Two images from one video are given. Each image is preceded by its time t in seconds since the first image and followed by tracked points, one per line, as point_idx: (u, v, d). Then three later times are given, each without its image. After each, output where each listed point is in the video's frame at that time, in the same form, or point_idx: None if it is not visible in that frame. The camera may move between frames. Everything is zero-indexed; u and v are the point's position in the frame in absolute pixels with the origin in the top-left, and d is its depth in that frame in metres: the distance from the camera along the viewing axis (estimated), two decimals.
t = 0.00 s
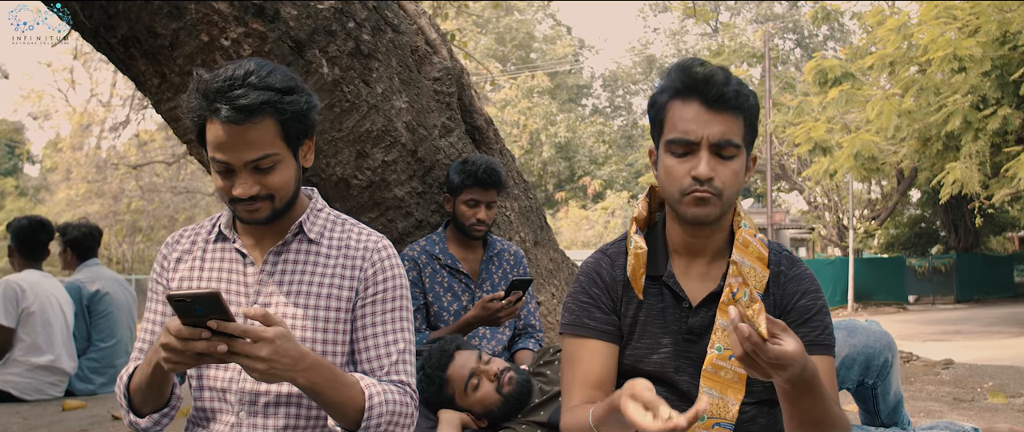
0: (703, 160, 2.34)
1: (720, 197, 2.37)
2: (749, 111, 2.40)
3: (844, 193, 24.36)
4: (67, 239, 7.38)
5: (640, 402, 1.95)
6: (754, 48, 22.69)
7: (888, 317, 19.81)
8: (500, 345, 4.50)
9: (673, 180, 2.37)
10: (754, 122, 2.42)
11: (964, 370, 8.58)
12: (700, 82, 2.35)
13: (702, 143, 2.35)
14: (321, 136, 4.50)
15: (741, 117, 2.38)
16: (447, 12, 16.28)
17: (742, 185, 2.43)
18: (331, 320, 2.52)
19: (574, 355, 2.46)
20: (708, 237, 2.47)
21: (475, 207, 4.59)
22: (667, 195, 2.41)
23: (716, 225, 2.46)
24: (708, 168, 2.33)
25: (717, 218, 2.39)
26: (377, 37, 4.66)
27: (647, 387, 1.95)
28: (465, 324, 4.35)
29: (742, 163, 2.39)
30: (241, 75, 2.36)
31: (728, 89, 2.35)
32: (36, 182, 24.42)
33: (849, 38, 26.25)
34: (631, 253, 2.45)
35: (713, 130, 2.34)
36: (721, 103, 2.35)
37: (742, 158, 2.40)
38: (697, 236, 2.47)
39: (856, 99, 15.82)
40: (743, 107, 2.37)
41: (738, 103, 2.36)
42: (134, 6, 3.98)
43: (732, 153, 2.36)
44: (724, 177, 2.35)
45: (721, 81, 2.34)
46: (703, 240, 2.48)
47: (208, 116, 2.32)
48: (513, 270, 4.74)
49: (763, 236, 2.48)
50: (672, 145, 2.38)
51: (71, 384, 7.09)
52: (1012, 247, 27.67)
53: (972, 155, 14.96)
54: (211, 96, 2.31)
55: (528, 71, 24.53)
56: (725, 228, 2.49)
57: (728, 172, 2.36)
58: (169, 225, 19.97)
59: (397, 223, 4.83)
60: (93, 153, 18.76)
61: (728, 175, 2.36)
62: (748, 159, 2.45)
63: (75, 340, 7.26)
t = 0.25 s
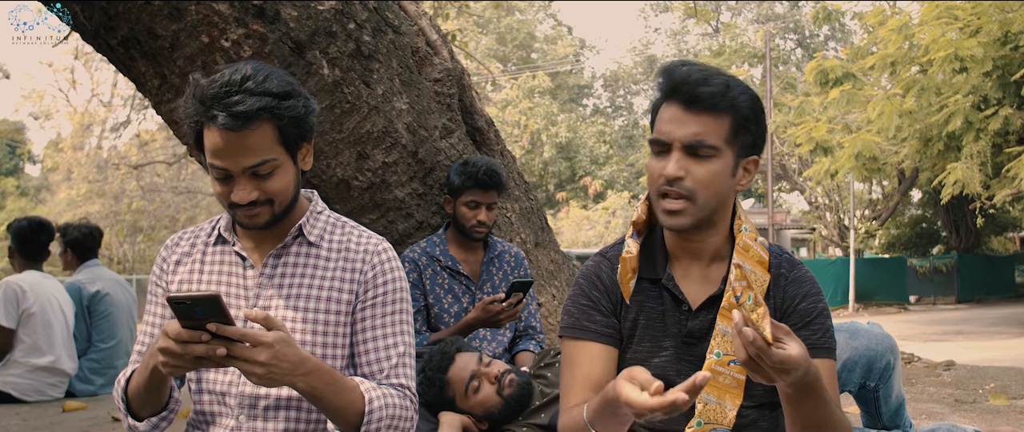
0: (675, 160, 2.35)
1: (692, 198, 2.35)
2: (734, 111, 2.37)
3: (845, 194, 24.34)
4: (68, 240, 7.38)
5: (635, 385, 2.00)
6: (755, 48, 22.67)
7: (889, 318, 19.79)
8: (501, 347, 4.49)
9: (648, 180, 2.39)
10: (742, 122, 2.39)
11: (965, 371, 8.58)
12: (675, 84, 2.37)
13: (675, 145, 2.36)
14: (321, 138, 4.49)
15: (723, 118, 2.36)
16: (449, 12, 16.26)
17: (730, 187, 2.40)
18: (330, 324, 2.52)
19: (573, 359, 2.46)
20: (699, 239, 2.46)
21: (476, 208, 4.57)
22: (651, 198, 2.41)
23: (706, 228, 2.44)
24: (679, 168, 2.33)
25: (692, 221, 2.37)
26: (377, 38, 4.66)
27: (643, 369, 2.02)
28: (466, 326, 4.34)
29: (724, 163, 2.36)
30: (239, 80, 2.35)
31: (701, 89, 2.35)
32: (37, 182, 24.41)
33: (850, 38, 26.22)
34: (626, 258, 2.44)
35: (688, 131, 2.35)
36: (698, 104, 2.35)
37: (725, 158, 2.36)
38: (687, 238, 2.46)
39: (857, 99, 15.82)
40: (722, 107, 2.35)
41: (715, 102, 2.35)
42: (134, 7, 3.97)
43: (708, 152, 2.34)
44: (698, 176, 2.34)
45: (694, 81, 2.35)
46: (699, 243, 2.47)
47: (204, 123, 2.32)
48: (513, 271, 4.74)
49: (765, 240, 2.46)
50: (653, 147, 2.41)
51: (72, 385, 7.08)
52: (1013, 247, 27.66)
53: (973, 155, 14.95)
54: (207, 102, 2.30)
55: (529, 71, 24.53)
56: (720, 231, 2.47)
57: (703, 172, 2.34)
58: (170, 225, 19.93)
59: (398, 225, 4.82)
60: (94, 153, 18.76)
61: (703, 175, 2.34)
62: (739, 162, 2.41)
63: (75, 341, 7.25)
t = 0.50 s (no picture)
0: (650, 157, 2.40)
1: (666, 195, 2.38)
2: (715, 110, 2.39)
3: (846, 194, 24.32)
4: (68, 240, 7.38)
5: None
6: (756, 48, 22.67)
7: (890, 318, 19.78)
8: (501, 347, 4.48)
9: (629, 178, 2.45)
10: (724, 121, 2.40)
11: (967, 372, 8.57)
12: (654, 87, 2.44)
13: (652, 142, 2.41)
14: (321, 138, 4.48)
15: (703, 115, 2.39)
16: (450, 13, 16.27)
17: (714, 186, 2.41)
18: (330, 325, 2.51)
19: (574, 362, 2.46)
20: (690, 239, 2.47)
21: (476, 209, 4.56)
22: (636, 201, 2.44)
23: (694, 226, 2.45)
24: (653, 165, 2.37)
25: (668, 216, 2.39)
26: (378, 38, 4.66)
27: None
28: (466, 327, 4.33)
29: (701, 160, 2.38)
30: (237, 82, 2.34)
31: (676, 88, 2.40)
32: (38, 182, 24.42)
33: (851, 38, 26.21)
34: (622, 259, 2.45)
35: (663, 129, 2.40)
36: (675, 101, 2.41)
37: (703, 155, 2.38)
38: (678, 237, 2.48)
39: (857, 99, 15.81)
40: (699, 105, 2.39)
41: (691, 100, 2.39)
42: (134, 7, 3.96)
43: (684, 150, 2.37)
44: (672, 174, 2.37)
45: (669, 81, 2.41)
46: (694, 243, 2.47)
47: (201, 127, 2.32)
48: (514, 272, 4.73)
49: (764, 242, 2.45)
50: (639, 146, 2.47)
51: (72, 386, 7.07)
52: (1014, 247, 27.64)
53: (974, 156, 14.93)
54: (203, 106, 2.29)
55: (530, 71, 24.52)
56: (712, 231, 2.47)
57: (677, 169, 2.37)
58: (171, 226, 19.90)
59: (398, 225, 4.81)
60: (95, 153, 18.76)
61: (679, 172, 2.37)
62: (727, 161, 2.41)
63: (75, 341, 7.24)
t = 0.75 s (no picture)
0: (648, 157, 2.39)
1: (663, 194, 2.37)
2: (712, 109, 2.39)
3: (846, 193, 24.32)
4: (68, 241, 7.38)
5: None
6: (757, 48, 22.66)
7: (891, 318, 19.77)
8: (502, 347, 4.48)
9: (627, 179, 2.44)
10: (722, 120, 2.39)
11: (967, 372, 8.56)
12: (650, 86, 2.43)
13: (650, 144, 2.40)
14: (322, 138, 4.47)
15: (701, 114, 2.39)
16: (450, 13, 16.26)
17: (712, 185, 2.40)
18: (329, 326, 2.50)
19: (574, 364, 2.45)
20: (691, 238, 2.46)
21: (476, 209, 4.55)
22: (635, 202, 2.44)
23: (693, 226, 2.44)
24: (652, 166, 2.37)
25: (666, 215, 2.38)
26: (379, 38, 4.66)
27: None
28: (467, 327, 4.33)
29: (700, 160, 2.37)
30: (238, 83, 2.33)
31: (673, 88, 2.40)
32: (38, 182, 24.41)
33: (851, 38, 26.21)
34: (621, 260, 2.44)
35: (661, 129, 2.39)
36: (673, 101, 2.40)
37: (701, 154, 2.38)
38: (679, 238, 2.47)
39: (857, 99, 15.82)
40: (696, 104, 2.38)
41: (688, 100, 2.38)
42: (134, 7, 3.95)
43: (682, 150, 2.37)
44: (670, 174, 2.36)
45: (665, 81, 2.41)
46: (694, 244, 2.47)
47: (201, 128, 2.31)
48: (514, 272, 4.73)
49: (764, 242, 2.45)
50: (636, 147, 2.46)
51: (72, 386, 7.07)
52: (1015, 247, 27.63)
53: (974, 155, 14.93)
54: (203, 107, 2.29)
55: (530, 70, 24.52)
56: (712, 231, 2.47)
57: (676, 169, 2.37)
58: (172, 225, 19.90)
59: (399, 225, 4.80)
60: (95, 153, 18.77)
61: (676, 171, 2.36)
62: (724, 161, 2.41)
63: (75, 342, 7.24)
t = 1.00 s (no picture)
0: (654, 157, 2.39)
1: (671, 194, 2.37)
2: (716, 108, 2.38)
3: (846, 193, 24.32)
4: (69, 240, 7.37)
5: None
6: (757, 48, 22.65)
7: (891, 318, 19.78)
8: (503, 348, 4.48)
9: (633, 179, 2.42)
10: (727, 119, 2.39)
11: (968, 372, 8.55)
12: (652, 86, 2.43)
13: (655, 143, 2.40)
14: (322, 138, 4.47)
15: (706, 112, 2.38)
16: (449, 12, 16.26)
17: (718, 184, 2.40)
18: (331, 326, 2.50)
19: (574, 364, 2.45)
20: (698, 237, 2.46)
21: (477, 209, 4.55)
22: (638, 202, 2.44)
23: (697, 227, 2.44)
24: (657, 164, 2.37)
25: (674, 216, 2.38)
26: (379, 38, 4.65)
27: None
28: (467, 327, 4.32)
29: (705, 159, 2.37)
30: (241, 83, 2.32)
31: (677, 86, 2.39)
32: (38, 182, 24.41)
33: (851, 37, 26.21)
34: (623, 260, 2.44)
35: (666, 128, 2.39)
36: (678, 100, 2.40)
37: (707, 153, 2.37)
38: (685, 238, 2.46)
39: (857, 99, 15.81)
40: (701, 103, 2.38)
41: (693, 98, 2.38)
42: (135, 7, 3.95)
43: (688, 149, 2.37)
44: (676, 173, 2.36)
45: (669, 80, 2.40)
46: (698, 244, 2.46)
47: (203, 129, 2.31)
48: (515, 272, 4.72)
49: (766, 243, 2.45)
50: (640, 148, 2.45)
51: (72, 386, 7.06)
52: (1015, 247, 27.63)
53: (974, 155, 14.93)
54: (205, 108, 2.28)
55: (530, 70, 24.52)
56: (717, 231, 2.46)
57: (681, 168, 2.36)
58: (172, 225, 19.89)
59: (399, 226, 4.79)
60: (95, 153, 18.77)
61: (682, 170, 2.36)
62: (729, 160, 2.41)
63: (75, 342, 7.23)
